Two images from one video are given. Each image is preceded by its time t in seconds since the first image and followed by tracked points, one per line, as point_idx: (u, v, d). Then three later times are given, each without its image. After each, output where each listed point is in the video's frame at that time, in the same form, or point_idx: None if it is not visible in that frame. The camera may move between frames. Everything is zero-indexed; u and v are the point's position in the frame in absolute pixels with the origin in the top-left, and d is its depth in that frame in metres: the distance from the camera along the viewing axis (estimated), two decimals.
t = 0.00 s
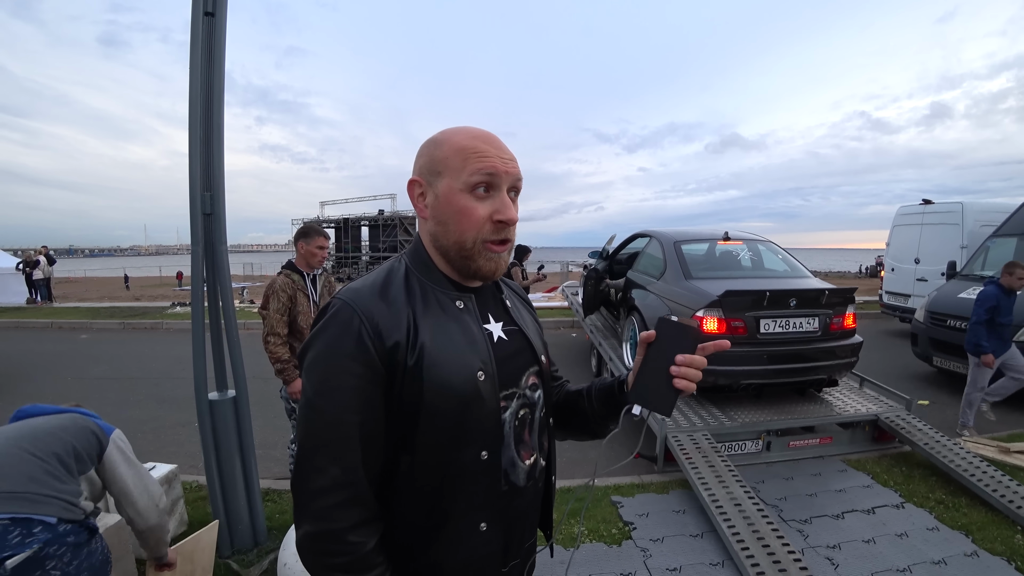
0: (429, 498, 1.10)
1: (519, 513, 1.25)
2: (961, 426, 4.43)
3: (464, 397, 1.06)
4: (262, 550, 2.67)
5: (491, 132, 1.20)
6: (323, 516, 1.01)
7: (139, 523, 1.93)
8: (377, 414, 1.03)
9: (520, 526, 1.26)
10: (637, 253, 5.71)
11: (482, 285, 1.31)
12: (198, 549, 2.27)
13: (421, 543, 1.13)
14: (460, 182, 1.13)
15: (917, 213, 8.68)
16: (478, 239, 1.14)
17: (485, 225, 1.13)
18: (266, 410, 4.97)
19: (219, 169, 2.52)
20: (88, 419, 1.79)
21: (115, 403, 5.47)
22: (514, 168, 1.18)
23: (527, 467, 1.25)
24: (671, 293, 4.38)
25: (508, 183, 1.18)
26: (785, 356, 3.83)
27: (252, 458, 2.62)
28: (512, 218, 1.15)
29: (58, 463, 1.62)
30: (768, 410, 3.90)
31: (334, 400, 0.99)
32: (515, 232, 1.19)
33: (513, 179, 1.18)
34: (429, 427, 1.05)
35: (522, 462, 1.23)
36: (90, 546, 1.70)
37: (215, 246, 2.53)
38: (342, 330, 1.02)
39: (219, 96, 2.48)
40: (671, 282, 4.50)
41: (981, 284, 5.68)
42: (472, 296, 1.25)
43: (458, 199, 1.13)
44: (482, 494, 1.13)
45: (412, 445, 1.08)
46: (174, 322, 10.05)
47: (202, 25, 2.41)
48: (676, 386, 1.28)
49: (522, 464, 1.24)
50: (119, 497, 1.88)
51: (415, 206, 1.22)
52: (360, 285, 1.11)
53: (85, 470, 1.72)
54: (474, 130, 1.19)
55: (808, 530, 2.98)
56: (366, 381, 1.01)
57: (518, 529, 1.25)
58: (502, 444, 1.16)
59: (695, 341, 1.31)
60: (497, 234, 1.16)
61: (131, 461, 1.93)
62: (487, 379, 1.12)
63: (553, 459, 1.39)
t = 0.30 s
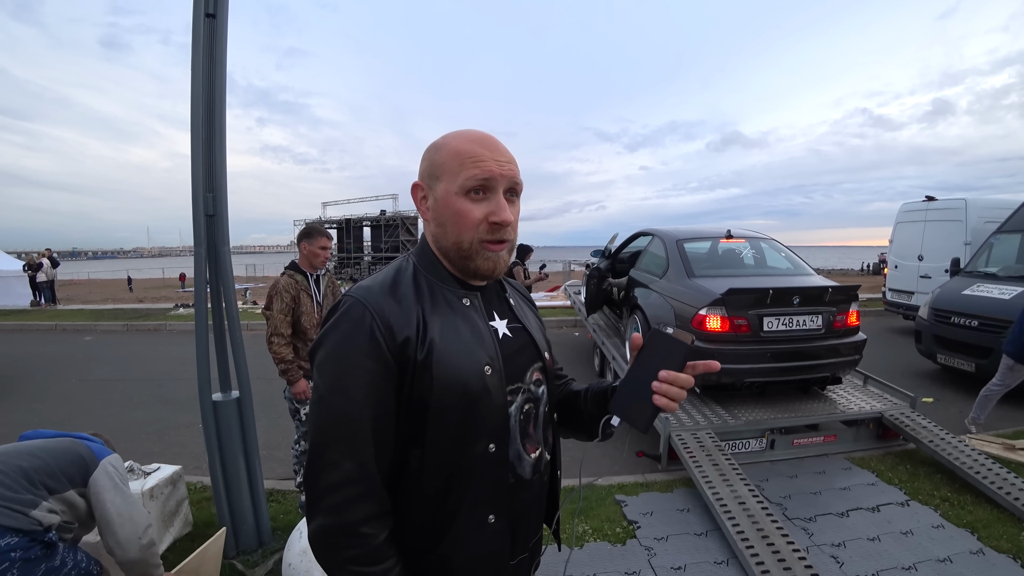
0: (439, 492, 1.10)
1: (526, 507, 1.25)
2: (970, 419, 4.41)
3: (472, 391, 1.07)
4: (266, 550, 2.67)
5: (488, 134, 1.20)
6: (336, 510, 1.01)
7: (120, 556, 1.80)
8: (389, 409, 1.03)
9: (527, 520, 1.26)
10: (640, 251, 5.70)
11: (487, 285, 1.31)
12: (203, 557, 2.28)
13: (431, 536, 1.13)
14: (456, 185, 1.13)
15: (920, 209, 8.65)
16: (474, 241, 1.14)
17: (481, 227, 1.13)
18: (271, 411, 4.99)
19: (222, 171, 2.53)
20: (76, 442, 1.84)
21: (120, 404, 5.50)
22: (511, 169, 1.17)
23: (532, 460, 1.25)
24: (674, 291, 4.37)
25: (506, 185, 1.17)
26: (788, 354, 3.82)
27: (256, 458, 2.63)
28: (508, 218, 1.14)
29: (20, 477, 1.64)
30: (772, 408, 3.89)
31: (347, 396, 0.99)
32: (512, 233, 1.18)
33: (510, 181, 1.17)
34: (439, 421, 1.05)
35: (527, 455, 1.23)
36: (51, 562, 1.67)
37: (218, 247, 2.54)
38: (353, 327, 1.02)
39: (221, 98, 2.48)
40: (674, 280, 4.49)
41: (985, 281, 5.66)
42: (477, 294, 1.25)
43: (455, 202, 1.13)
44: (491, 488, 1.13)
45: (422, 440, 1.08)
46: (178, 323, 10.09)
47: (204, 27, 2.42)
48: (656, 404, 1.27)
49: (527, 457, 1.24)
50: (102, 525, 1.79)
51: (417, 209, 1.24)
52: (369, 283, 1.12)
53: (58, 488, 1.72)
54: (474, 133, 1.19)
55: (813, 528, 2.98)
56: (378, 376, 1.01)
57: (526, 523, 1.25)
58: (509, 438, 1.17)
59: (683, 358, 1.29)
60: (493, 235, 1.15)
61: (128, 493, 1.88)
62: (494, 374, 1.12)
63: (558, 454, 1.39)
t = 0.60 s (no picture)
0: (428, 484, 1.10)
1: (518, 507, 1.23)
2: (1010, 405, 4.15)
3: (459, 387, 1.06)
4: (272, 549, 2.68)
5: (476, 130, 1.19)
6: (324, 494, 1.03)
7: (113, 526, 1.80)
8: (377, 401, 1.04)
9: (520, 521, 1.24)
10: (643, 249, 5.70)
11: (488, 282, 1.30)
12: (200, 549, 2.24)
13: (423, 526, 1.14)
14: (441, 185, 1.14)
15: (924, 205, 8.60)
16: (459, 240, 1.14)
17: (464, 224, 1.13)
18: (275, 410, 5.01)
19: (225, 173, 2.53)
20: (59, 413, 1.68)
21: (125, 404, 5.52)
22: (496, 165, 1.15)
23: (525, 462, 1.22)
24: (678, 288, 4.37)
25: (492, 181, 1.16)
26: (793, 351, 3.81)
27: (261, 457, 2.64)
28: (492, 216, 1.12)
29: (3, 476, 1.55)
30: (776, 405, 3.88)
31: (336, 385, 1.02)
32: (501, 229, 1.16)
33: (497, 177, 1.15)
34: (425, 415, 1.05)
35: (519, 456, 1.20)
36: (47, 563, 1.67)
37: (222, 248, 2.54)
38: (346, 319, 1.05)
39: (223, 99, 2.49)
40: (677, 278, 4.49)
41: (990, 277, 5.63)
42: (474, 291, 1.23)
43: (440, 202, 1.14)
44: (480, 485, 1.12)
45: (412, 433, 1.09)
46: (182, 324, 10.13)
47: (206, 28, 2.42)
48: (659, 427, 1.25)
49: (519, 458, 1.20)
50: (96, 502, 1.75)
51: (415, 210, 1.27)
52: (367, 280, 1.14)
53: (49, 476, 1.64)
54: (463, 132, 1.19)
55: (818, 525, 2.97)
56: (366, 367, 1.03)
57: (521, 522, 1.24)
58: (499, 437, 1.15)
59: (697, 383, 1.24)
60: (478, 233, 1.14)
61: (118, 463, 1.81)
62: (484, 372, 1.11)
63: (560, 456, 1.36)
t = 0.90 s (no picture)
0: (421, 483, 1.12)
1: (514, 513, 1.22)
2: None
3: (451, 389, 1.06)
4: (277, 547, 2.70)
5: (472, 126, 1.19)
6: (319, 490, 1.06)
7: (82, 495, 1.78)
8: (370, 401, 1.06)
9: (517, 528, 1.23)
10: (647, 248, 5.69)
11: (490, 281, 1.30)
12: (161, 517, 2.21)
13: (418, 525, 1.15)
14: (436, 182, 1.15)
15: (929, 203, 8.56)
16: (457, 237, 1.14)
17: (462, 222, 1.13)
18: (281, 410, 5.03)
19: (230, 172, 2.55)
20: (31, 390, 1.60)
21: (131, 404, 5.55)
22: (491, 160, 1.15)
23: (520, 468, 1.22)
24: (682, 287, 4.36)
25: (487, 177, 1.15)
26: (798, 350, 3.80)
27: (267, 456, 2.65)
28: (488, 211, 1.12)
29: (7, 475, 1.54)
30: (780, 404, 3.88)
31: (329, 384, 1.04)
32: (498, 225, 1.15)
33: (493, 173, 1.15)
34: (418, 416, 1.06)
35: (514, 462, 1.21)
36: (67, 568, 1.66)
37: (227, 248, 2.55)
38: (340, 318, 1.07)
39: (228, 98, 2.50)
40: (681, 277, 4.48)
41: (995, 275, 5.60)
42: (472, 291, 1.22)
43: (437, 199, 1.15)
44: (472, 490, 1.12)
45: (406, 434, 1.10)
46: (187, 323, 10.18)
47: (211, 30, 2.44)
48: (625, 421, 1.14)
49: (515, 463, 1.21)
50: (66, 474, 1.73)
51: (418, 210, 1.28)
52: (366, 280, 1.16)
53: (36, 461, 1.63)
54: (457, 129, 1.19)
55: (823, 525, 2.96)
56: (359, 367, 1.04)
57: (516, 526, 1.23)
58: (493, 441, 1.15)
59: (678, 381, 1.11)
60: (476, 230, 1.14)
61: (87, 426, 1.77)
62: (477, 375, 1.11)
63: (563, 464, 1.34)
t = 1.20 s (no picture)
0: (421, 494, 1.13)
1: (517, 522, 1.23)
2: None
3: (451, 397, 1.07)
4: (280, 547, 2.71)
5: (471, 127, 1.19)
6: (316, 504, 1.07)
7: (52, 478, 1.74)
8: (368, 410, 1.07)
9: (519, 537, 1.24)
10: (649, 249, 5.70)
11: (490, 284, 1.31)
12: (118, 500, 2.05)
13: (418, 537, 1.16)
14: (434, 184, 1.15)
15: (933, 205, 8.55)
16: (456, 240, 1.15)
17: (462, 225, 1.14)
18: (284, 410, 5.05)
19: (235, 173, 2.56)
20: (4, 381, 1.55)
21: (136, 404, 5.58)
22: (490, 162, 1.16)
23: (524, 476, 1.23)
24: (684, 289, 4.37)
25: (485, 179, 1.16)
26: (801, 352, 3.81)
27: (271, 456, 2.67)
28: (488, 214, 1.13)
29: None
30: (783, 406, 3.88)
31: (326, 395, 1.05)
32: (498, 228, 1.17)
33: (492, 174, 1.16)
34: (417, 424, 1.08)
35: (518, 470, 1.21)
36: (54, 561, 1.68)
37: (232, 248, 2.58)
38: (335, 327, 1.08)
39: (233, 99, 2.52)
40: (684, 278, 4.49)
41: (999, 277, 5.59)
42: (471, 295, 1.23)
43: (435, 201, 1.16)
44: (474, 500, 1.12)
45: (405, 444, 1.11)
46: (190, 323, 10.21)
47: (216, 31, 2.46)
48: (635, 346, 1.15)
49: (518, 472, 1.21)
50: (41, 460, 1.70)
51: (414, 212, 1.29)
52: (361, 286, 1.17)
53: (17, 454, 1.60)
54: (455, 129, 1.19)
55: (825, 527, 2.97)
56: (356, 377, 1.06)
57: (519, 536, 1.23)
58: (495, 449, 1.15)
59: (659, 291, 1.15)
60: (475, 233, 1.15)
61: (55, 411, 1.74)
62: (479, 382, 1.12)
63: (566, 470, 1.35)
